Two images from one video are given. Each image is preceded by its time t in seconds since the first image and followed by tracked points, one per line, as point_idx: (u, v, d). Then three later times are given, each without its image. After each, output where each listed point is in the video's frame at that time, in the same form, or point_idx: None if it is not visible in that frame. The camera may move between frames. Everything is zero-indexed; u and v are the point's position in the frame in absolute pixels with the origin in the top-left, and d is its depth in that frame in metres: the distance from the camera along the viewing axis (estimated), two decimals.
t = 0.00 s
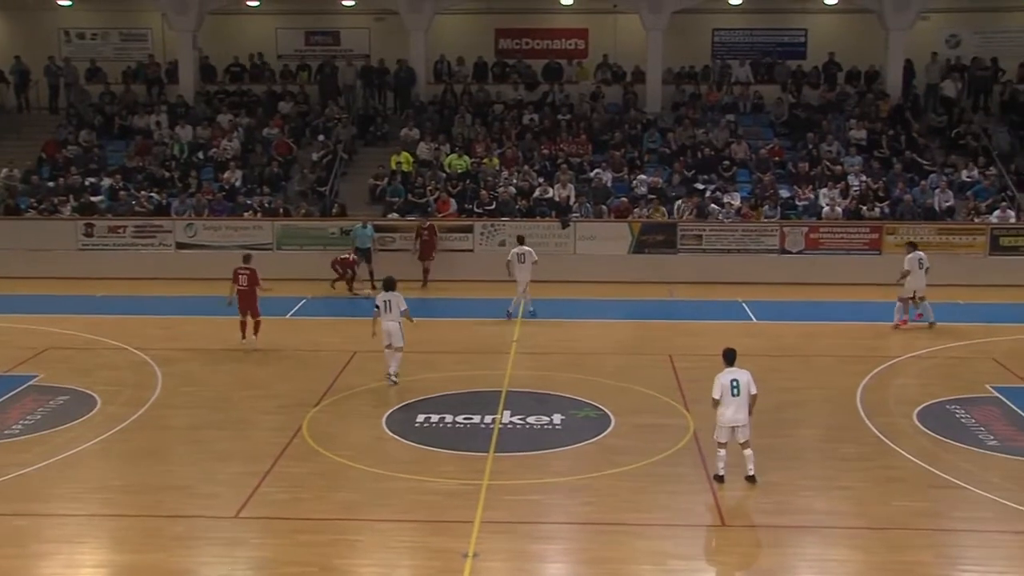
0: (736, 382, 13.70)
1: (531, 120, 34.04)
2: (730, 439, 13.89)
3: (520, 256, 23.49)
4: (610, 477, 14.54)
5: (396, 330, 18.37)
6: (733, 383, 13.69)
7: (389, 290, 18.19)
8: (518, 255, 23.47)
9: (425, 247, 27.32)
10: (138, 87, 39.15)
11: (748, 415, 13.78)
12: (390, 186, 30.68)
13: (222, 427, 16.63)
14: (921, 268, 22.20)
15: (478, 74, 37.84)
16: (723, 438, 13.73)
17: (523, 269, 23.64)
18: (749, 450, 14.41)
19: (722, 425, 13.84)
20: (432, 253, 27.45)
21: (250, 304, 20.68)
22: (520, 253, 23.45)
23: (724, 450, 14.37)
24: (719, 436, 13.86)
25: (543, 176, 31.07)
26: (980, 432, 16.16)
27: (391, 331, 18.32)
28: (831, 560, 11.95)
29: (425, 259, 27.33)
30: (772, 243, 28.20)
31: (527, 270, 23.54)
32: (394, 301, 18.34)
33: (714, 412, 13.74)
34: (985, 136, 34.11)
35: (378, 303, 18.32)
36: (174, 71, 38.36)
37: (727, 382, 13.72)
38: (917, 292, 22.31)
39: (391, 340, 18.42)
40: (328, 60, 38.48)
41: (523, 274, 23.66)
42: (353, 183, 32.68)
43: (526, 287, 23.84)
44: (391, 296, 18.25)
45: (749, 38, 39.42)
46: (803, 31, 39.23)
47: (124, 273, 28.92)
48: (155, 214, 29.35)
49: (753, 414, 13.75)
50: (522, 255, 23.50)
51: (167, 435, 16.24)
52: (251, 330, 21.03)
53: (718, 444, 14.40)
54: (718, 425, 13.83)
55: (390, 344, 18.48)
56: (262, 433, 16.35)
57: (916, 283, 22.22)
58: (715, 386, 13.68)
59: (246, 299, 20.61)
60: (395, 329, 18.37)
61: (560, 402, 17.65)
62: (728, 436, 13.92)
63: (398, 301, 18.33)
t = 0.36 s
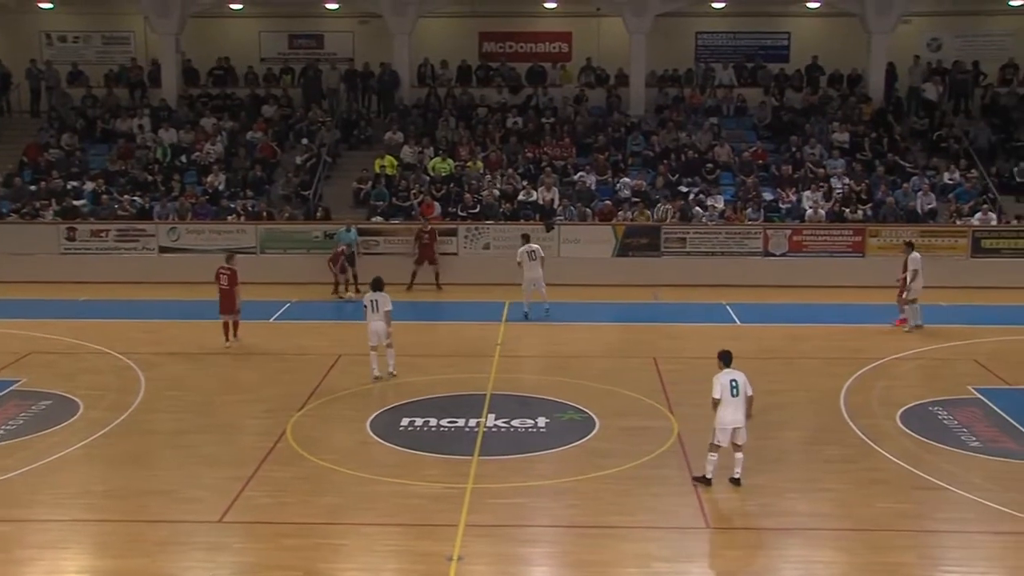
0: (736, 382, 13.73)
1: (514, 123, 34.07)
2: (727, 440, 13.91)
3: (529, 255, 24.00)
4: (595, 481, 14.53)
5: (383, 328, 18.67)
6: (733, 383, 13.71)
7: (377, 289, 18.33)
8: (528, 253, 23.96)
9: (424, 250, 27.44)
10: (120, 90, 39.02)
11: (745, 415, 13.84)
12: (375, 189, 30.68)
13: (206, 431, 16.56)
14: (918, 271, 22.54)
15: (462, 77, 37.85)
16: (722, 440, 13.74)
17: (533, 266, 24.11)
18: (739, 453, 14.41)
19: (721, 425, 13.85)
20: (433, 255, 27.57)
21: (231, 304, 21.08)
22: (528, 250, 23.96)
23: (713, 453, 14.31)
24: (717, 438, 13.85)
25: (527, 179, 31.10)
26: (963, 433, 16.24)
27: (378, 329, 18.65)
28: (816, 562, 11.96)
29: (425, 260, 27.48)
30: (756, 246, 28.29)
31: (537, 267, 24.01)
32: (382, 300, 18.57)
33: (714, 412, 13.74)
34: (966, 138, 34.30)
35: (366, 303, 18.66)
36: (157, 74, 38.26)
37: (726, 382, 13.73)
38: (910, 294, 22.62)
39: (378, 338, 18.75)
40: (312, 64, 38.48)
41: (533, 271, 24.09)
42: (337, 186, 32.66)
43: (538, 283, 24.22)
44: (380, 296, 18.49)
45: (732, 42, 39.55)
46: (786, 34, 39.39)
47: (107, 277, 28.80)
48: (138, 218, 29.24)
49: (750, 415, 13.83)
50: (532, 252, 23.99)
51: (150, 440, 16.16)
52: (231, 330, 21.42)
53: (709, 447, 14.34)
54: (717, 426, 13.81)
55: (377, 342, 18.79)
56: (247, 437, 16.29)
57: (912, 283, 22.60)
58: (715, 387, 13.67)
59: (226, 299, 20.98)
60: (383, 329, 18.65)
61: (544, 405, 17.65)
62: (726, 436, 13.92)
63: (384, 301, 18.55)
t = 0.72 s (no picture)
0: (731, 388, 13.81)
1: (508, 127, 34.09)
2: (724, 446, 13.89)
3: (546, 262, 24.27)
4: (587, 484, 14.53)
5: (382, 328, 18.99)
6: (729, 389, 13.79)
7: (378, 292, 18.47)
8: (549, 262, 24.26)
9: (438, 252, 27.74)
10: (113, 94, 39.00)
11: (739, 421, 13.94)
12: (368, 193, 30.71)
13: (200, 436, 16.53)
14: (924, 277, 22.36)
15: (455, 81, 37.87)
16: (724, 446, 13.72)
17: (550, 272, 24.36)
18: (729, 457, 14.40)
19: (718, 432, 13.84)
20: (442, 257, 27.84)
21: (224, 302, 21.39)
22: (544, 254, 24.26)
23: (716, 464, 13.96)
24: (716, 444, 13.78)
25: (520, 183, 31.13)
26: (956, 436, 16.25)
27: (376, 329, 18.94)
28: (808, 565, 11.96)
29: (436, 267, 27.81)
30: (749, 249, 28.32)
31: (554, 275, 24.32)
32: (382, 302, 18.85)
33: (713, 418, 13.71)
34: (958, 142, 34.40)
35: (364, 304, 18.91)
36: (150, 78, 38.25)
37: (723, 388, 13.78)
38: (919, 301, 22.43)
39: (376, 339, 19.03)
40: (305, 68, 38.50)
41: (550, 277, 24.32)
42: (330, 190, 32.66)
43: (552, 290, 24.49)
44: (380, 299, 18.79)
45: (725, 46, 39.61)
46: (779, 38, 39.49)
47: (99, 281, 28.77)
48: (131, 221, 29.20)
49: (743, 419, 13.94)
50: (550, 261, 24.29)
51: (143, 445, 16.13)
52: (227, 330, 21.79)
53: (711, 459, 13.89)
54: (716, 433, 13.77)
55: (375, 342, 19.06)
56: (240, 441, 16.26)
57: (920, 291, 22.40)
58: (716, 393, 13.65)
59: (219, 299, 21.31)
60: (382, 329, 18.99)
61: (538, 409, 17.65)
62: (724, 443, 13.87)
63: (384, 302, 18.84)
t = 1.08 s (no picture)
0: (727, 394, 13.81)
1: (507, 130, 34.08)
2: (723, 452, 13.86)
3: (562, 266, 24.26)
4: (587, 487, 14.52)
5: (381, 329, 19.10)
6: (725, 396, 13.78)
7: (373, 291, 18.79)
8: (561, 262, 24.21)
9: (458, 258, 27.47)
10: (113, 97, 39.03)
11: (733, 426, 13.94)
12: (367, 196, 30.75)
13: (200, 439, 16.54)
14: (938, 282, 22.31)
15: (456, 84, 37.87)
16: (724, 453, 13.68)
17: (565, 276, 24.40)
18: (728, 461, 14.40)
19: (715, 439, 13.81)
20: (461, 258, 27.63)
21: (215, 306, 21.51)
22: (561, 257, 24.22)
23: (716, 468, 13.91)
24: (716, 451, 13.75)
25: (519, 185, 31.17)
26: (955, 439, 16.25)
27: (375, 330, 19.03)
28: (809, 568, 11.95)
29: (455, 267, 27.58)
30: (748, 252, 28.33)
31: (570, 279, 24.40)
32: (379, 303, 19.09)
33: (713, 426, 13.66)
34: (958, 145, 34.42)
35: (360, 306, 19.05)
36: (150, 81, 38.27)
37: (719, 394, 13.76)
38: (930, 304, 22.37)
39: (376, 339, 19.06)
40: (305, 72, 38.51)
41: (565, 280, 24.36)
42: (330, 193, 32.66)
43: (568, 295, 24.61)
44: (375, 299, 19.04)
45: (724, 49, 39.63)
46: (779, 41, 39.52)
47: (98, 284, 28.78)
48: (131, 224, 29.20)
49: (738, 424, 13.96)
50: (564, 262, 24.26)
51: (143, 448, 16.14)
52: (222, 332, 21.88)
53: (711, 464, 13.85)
54: (716, 440, 13.71)
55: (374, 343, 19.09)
56: (240, 444, 16.27)
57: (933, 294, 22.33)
58: (714, 400, 13.61)
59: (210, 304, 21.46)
60: (380, 329, 19.09)
61: (537, 412, 17.65)
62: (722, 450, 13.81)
63: (381, 303, 19.07)
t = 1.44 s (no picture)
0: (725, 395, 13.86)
1: (508, 132, 34.11)
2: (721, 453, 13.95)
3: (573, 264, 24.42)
4: (587, 489, 14.51)
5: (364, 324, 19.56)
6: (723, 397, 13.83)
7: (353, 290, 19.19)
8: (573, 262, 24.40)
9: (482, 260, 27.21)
10: (113, 98, 39.06)
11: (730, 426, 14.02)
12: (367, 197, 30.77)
13: (200, 440, 16.55)
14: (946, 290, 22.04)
15: (456, 86, 37.87)
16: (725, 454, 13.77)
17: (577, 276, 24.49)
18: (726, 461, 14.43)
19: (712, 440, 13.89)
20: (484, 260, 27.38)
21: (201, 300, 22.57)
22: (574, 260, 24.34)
23: (715, 470, 13.96)
24: (716, 453, 13.84)
25: (519, 187, 31.23)
26: (955, 440, 16.26)
27: (359, 327, 19.47)
28: (809, 570, 11.95)
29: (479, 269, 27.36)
30: (748, 254, 28.33)
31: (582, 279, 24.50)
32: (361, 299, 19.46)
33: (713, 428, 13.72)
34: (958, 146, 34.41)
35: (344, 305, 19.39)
36: (150, 83, 38.27)
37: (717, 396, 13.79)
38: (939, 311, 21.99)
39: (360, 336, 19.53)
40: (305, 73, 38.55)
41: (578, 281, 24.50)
42: (330, 194, 32.68)
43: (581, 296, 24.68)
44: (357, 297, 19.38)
45: (724, 50, 39.67)
46: (779, 43, 39.54)
47: (98, 285, 28.78)
48: (131, 226, 29.20)
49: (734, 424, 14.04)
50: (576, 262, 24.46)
51: (143, 449, 16.14)
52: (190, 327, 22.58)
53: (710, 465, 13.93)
54: (716, 442, 13.78)
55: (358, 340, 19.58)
56: (240, 446, 16.28)
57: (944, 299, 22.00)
58: (715, 403, 13.63)
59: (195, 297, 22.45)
60: (364, 325, 19.54)
61: (537, 414, 17.64)
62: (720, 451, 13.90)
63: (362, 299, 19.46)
